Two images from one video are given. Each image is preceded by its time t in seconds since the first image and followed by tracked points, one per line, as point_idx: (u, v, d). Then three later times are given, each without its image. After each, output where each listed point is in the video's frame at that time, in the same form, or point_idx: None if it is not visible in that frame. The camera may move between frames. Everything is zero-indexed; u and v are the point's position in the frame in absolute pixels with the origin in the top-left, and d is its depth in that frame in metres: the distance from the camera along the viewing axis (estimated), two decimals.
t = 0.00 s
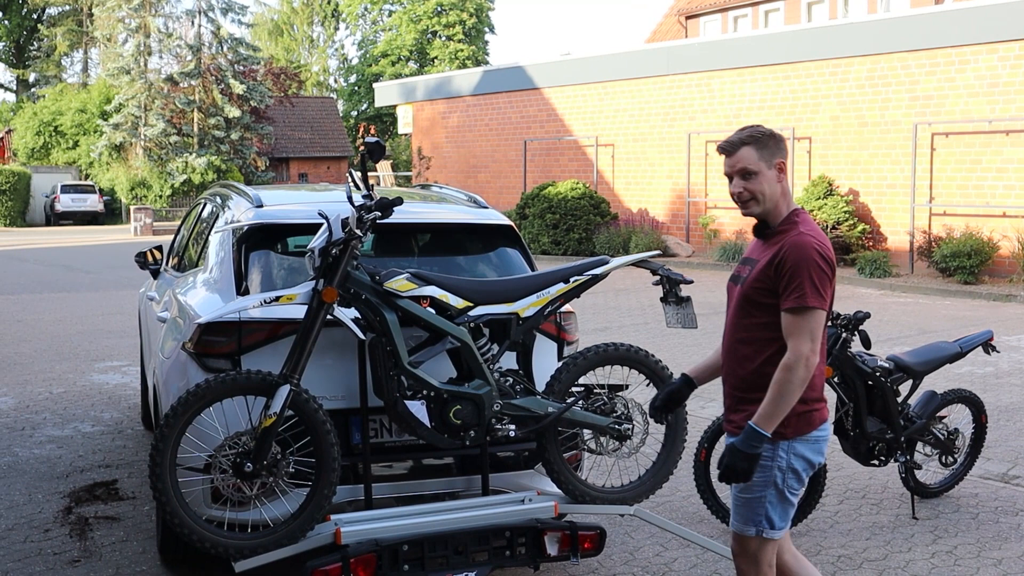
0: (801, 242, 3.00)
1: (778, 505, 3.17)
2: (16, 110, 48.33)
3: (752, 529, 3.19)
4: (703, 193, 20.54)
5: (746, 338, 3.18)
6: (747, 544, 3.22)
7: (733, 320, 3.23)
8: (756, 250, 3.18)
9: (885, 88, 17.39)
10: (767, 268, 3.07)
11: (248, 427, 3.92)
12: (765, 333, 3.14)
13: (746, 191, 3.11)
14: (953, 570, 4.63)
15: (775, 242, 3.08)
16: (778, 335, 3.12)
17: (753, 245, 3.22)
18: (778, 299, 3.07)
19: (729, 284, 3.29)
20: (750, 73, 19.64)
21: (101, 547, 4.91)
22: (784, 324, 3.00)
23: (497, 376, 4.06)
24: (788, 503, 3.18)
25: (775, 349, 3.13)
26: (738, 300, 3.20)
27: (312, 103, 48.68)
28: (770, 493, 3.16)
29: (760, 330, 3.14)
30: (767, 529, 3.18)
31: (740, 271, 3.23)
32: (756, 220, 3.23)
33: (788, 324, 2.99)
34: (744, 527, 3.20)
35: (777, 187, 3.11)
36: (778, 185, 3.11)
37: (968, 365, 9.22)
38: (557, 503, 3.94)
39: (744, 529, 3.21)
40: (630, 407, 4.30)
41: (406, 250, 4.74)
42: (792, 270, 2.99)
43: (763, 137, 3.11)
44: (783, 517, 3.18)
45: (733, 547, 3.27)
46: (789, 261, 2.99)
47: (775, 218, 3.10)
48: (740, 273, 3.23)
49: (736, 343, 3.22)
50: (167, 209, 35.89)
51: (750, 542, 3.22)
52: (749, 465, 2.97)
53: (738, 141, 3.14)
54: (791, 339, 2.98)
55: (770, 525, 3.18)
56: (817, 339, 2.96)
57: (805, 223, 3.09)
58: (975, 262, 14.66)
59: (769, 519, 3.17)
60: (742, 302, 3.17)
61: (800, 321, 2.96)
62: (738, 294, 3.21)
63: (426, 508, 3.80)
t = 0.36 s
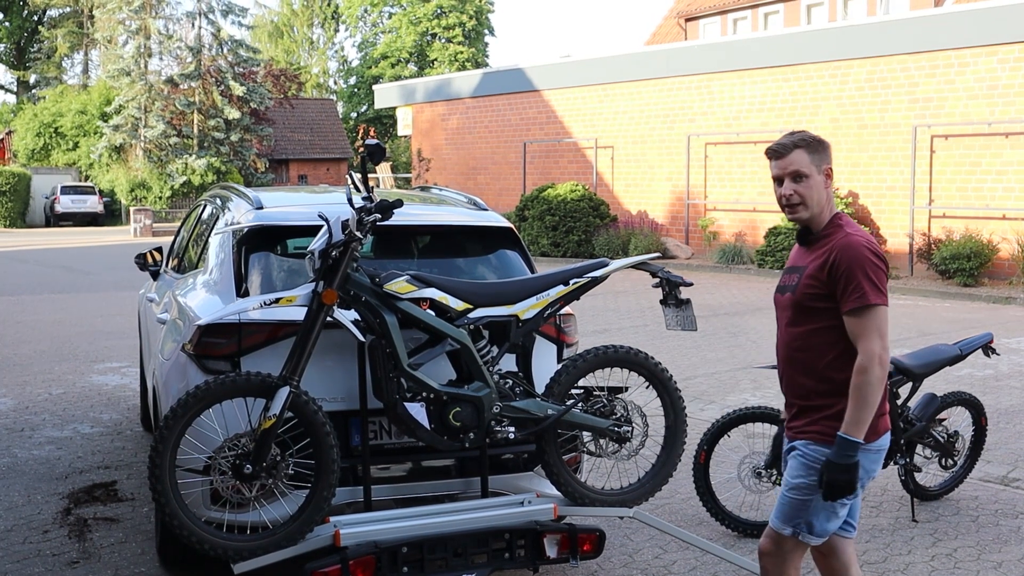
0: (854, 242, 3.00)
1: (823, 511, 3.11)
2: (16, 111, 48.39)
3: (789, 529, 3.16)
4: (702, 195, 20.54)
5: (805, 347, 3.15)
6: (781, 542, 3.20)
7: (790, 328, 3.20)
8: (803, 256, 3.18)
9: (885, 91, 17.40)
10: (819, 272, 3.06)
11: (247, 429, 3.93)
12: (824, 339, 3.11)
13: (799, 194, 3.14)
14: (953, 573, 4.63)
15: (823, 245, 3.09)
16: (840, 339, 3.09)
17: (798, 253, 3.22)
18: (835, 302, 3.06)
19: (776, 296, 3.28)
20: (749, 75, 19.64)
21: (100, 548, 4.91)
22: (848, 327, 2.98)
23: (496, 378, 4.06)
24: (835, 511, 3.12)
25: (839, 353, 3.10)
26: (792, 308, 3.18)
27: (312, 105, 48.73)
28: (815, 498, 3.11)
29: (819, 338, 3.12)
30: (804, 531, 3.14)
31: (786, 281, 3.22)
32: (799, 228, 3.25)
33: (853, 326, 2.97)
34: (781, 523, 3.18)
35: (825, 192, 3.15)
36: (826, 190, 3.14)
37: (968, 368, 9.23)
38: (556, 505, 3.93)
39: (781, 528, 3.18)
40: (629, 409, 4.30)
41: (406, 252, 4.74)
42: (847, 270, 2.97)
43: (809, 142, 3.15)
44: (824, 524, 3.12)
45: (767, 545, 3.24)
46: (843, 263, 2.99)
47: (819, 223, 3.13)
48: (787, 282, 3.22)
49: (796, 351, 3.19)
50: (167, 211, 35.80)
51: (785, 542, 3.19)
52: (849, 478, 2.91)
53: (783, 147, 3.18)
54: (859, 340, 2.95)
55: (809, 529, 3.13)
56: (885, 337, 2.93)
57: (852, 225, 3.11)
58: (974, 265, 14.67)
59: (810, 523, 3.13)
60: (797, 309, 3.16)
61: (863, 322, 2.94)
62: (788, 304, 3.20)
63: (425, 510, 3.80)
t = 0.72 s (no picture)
0: (875, 241, 2.97)
1: (880, 520, 3.10)
2: (15, 113, 48.36)
3: (855, 549, 3.10)
4: (700, 197, 20.56)
5: (827, 348, 3.14)
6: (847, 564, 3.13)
7: (811, 330, 3.19)
8: (825, 255, 3.16)
9: (882, 93, 17.42)
10: (842, 271, 3.04)
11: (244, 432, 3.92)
12: (845, 339, 3.09)
13: (824, 192, 3.11)
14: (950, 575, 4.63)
15: (846, 244, 3.07)
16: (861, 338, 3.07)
17: (821, 254, 3.20)
18: (857, 302, 3.03)
19: (798, 297, 3.26)
20: (747, 77, 19.65)
21: (96, 551, 4.90)
22: (868, 326, 2.97)
23: (493, 381, 4.06)
24: (886, 516, 3.12)
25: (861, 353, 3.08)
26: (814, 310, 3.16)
27: (311, 106, 48.69)
28: (873, 507, 3.09)
29: (841, 338, 3.10)
30: (869, 548, 3.10)
31: (809, 282, 3.20)
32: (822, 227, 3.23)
33: (872, 325, 2.95)
34: (845, 546, 3.11)
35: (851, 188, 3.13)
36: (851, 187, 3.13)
37: (965, 370, 9.24)
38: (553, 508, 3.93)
39: (847, 549, 3.11)
40: (626, 412, 4.31)
41: (404, 254, 4.74)
42: (868, 270, 2.95)
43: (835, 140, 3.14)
44: (883, 532, 3.11)
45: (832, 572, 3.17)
46: (865, 261, 2.96)
47: (843, 221, 3.11)
48: (810, 284, 3.20)
49: (819, 355, 3.17)
50: (165, 213, 35.68)
51: (852, 562, 3.13)
52: (850, 474, 2.91)
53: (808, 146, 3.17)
54: (878, 339, 2.94)
55: (872, 543, 3.10)
56: (905, 337, 2.91)
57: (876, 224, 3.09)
58: (971, 267, 14.69)
59: (872, 536, 3.09)
60: (819, 311, 3.14)
61: (883, 321, 2.92)
62: (811, 305, 3.17)
63: (421, 512, 3.80)
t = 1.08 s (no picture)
0: (910, 246, 2.91)
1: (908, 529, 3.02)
2: (11, 115, 48.32)
3: (885, 561, 3.00)
4: (697, 199, 20.56)
5: (855, 353, 3.07)
6: None
7: (835, 334, 3.12)
8: (850, 259, 3.10)
9: (879, 95, 17.44)
10: (876, 275, 2.98)
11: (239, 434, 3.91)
12: (874, 345, 3.02)
13: (841, 194, 3.06)
14: None
15: (876, 248, 3.01)
16: (891, 344, 3.01)
17: (843, 256, 3.13)
18: (890, 308, 2.97)
19: (818, 299, 3.20)
20: (744, 79, 19.67)
21: (92, 553, 4.90)
22: (903, 333, 2.90)
23: (488, 383, 4.06)
24: (913, 523, 3.04)
25: (890, 360, 3.01)
26: (840, 314, 3.09)
27: (308, 108, 48.67)
28: (902, 518, 3.00)
29: (870, 344, 3.03)
30: (898, 559, 3.01)
31: (832, 284, 3.13)
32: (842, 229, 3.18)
33: (908, 332, 2.88)
34: (873, 559, 3.01)
35: (867, 192, 3.06)
36: (867, 190, 3.06)
37: (961, 372, 9.25)
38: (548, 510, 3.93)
39: (877, 562, 3.01)
40: (621, 413, 4.30)
41: (399, 256, 4.73)
42: (906, 276, 2.89)
43: (854, 141, 3.07)
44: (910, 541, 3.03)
45: None
46: (903, 266, 2.90)
47: (861, 224, 3.06)
48: (833, 287, 3.13)
49: (843, 360, 3.10)
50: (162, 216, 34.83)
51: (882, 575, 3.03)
52: (892, 487, 2.79)
53: (827, 148, 3.11)
54: (913, 347, 2.87)
55: (902, 554, 3.01)
56: (941, 344, 2.85)
57: (902, 227, 3.03)
58: (968, 268, 14.71)
59: (902, 547, 3.00)
60: (845, 315, 3.07)
61: (921, 328, 2.85)
62: (836, 308, 3.10)
63: (414, 514, 3.80)
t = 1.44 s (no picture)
0: (919, 250, 2.82)
1: (916, 536, 2.97)
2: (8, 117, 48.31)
3: (892, 569, 2.95)
4: (694, 199, 20.56)
5: (864, 359, 2.99)
6: None
7: (843, 339, 3.04)
8: (857, 262, 3.01)
9: (875, 96, 17.46)
10: (885, 279, 2.89)
11: (232, 435, 3.90)
12: (884, 351, 2.95)
13: (829, 200, 3.01)
14: None
15: (883, 252, 2.93)
16: (902, 350, 2.93)
17: (850, 259, 3.05)
18: (900, 312, 2.89)
19: (825, 303, 3.12)
20: (740, 80, 19.69)
21: (87, 555, 4.89)
22: (915, 341, 2.82)
23: (482, 383, 4.05)
24: (922, 531, 2.98)
25: (901, 366, 2.93)
26: (848, 319, 3.01)
27: (305, 110, 48.69)
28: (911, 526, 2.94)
29: (879, 350, 2.95)
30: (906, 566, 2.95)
31: (839, 288, 3.05)
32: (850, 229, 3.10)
33: (920, 340, 2.80)
34: (881, 567, 2.95)
35: (857, 193, 2.97)
36: (857, 192, 2.96)
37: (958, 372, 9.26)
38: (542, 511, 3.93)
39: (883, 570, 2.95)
40: (616, 414, 4.31)
41: (394, 257, 4.73)
42: (916, 282, 2.80)
43: (844, 142, 3.00)
44: (918, 547, 2.99)
45: None
46: (913, 271, 2.81)
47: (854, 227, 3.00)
48: (840, 290, 3.05)
49: (851, 365, 3.03)
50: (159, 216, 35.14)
51: None
52: (908, 502, 2.74)
53: (822, 151, 3.05)
54: (926, 356, 2.79)
55: (910, 561, 2.96)
56: (955, 353, 2.77)
57: (907, 229, 2.93)
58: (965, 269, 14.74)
59: (910, 555, 2.95)
60: (854, 320, 2.99)
61: (933, 337, 2.77)
62: (843, 312, 3.02)
63: (407, 515, 3.79)
